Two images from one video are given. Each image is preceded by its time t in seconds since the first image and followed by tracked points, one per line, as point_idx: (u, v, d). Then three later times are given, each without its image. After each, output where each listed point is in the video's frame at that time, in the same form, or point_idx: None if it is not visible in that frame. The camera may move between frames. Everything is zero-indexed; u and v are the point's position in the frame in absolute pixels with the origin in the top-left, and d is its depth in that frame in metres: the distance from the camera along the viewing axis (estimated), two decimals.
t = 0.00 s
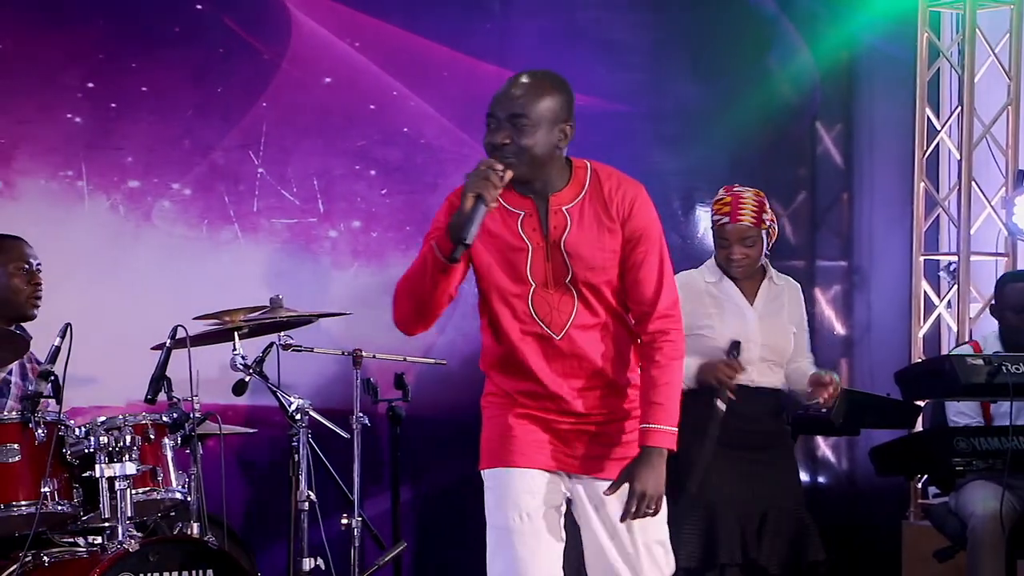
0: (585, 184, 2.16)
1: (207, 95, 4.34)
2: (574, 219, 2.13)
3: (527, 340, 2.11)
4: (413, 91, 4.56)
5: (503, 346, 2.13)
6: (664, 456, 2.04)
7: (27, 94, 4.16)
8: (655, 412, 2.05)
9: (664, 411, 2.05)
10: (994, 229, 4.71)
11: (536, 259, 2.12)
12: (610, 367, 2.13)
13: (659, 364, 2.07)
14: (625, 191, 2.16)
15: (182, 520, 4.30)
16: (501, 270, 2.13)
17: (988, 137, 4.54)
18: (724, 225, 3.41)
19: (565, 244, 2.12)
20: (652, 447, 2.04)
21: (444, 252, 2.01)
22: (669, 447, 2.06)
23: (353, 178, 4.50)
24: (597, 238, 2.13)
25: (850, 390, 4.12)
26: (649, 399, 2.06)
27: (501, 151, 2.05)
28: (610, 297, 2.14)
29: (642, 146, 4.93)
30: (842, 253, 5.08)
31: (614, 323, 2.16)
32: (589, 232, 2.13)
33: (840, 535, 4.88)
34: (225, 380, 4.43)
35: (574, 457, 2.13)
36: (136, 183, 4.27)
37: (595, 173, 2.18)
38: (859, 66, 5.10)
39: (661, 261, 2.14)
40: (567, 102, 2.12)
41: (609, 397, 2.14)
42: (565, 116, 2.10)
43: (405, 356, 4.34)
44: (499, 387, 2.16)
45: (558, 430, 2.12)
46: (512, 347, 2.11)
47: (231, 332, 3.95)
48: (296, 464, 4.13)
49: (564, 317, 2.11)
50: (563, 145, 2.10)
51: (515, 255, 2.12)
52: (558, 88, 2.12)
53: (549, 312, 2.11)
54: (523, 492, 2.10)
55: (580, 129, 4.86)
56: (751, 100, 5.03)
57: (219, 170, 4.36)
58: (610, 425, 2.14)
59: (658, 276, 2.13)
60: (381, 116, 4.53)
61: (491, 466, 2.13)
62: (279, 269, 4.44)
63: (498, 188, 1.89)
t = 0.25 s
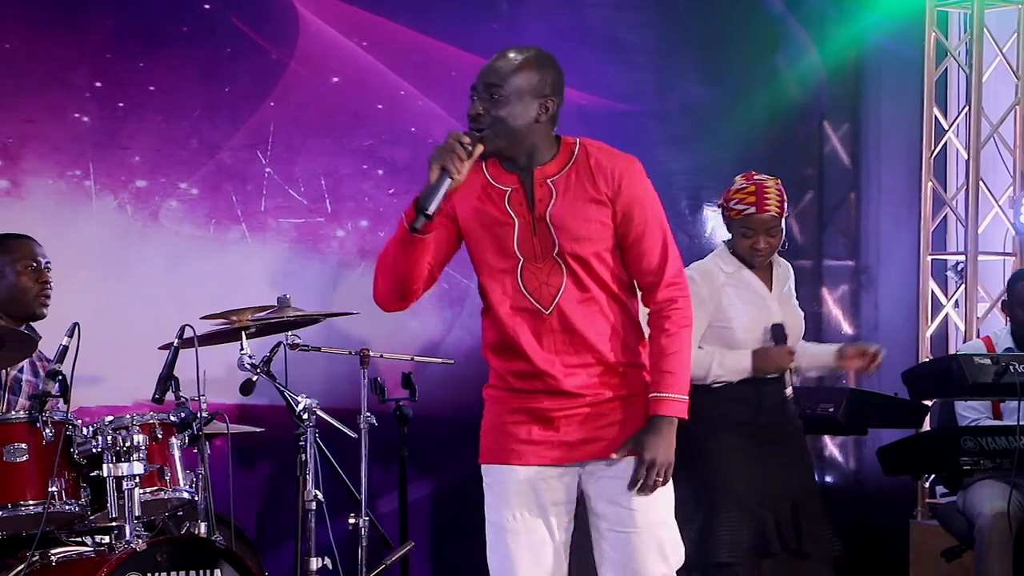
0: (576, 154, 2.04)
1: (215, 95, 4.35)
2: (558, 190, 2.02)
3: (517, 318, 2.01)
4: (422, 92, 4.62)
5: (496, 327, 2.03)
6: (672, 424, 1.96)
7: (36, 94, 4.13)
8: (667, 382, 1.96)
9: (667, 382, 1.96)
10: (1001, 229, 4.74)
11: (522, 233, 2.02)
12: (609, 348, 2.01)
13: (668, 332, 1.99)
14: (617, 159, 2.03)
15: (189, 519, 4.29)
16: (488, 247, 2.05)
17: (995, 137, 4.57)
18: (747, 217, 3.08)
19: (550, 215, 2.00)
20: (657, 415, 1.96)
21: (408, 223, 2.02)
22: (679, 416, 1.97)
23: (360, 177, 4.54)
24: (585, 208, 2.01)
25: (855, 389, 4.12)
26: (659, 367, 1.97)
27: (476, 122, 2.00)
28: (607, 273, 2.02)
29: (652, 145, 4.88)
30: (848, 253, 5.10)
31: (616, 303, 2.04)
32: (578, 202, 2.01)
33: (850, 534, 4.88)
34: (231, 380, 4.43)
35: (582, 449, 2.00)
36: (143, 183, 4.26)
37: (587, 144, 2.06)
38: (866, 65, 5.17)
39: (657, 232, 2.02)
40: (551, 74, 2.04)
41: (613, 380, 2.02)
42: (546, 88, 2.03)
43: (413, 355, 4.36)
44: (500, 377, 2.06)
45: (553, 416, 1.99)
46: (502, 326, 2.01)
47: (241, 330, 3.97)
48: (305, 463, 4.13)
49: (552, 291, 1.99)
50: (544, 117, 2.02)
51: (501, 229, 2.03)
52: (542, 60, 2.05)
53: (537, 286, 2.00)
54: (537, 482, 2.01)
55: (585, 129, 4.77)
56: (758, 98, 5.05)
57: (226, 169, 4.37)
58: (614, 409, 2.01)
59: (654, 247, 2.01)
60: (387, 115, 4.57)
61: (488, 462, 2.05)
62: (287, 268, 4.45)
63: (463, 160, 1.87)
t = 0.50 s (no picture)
0: (568, 158, 2.11)
1: (218, 94, 4.35)
2: (549, 196, 2.08)
3: (513, 323, 2.09)
4: (424, 91, 4.62)
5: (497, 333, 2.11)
6: (660, 439, 1.91)
7: (39, 94, 4.13)
8: (651, 393, 1.92)
9: (654, 394, 1.92)
10: (1005, 228, 4.75)
11: (517, 239, 2.10)
12: (605, 347, 2.06)
13: (649, 345, 1.95)
14: (604, 162, 2.08)
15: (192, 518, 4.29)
16: (486, 255, 2.14)
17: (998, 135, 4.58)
18: (762, 226, 3.39)
19: (539, 221, 2.07)
20: (646, 429, 1.91)
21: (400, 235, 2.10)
22: (665, 428, 1.93)
23: (363, 176, 4.54)
24: (572, 212, 2.06)
25: (859, 387, 4.08)
26: (643, 380, 1.93)
27: (468, 129, 2.08)
28: (599, 275, 2.06)
29: (655, 144, 4.88)
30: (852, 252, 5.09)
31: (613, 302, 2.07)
32: (565, 208, 2.07)
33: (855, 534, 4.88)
34: (235, 379, 4.43)
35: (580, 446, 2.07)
36: (146, 182, 4.26)
37: (581, 147, 2.12)
38: (870, 63, 5.18)
39: (644, 231, 2.03)
40: (541, 80, 2.12)
41: (614, 379, 2.07)
42: (536, 93, 2.09)
43: (416, 354, 4.36)
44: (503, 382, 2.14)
45: (551, 418, 2.07)
46: (501, 332, 2.10)
47: (244, 329, 3.97)
48: (308, 462, 4.13)
49: (546, 296, 2.06)
50: (535, 121, 2.08)
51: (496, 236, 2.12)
52: (533, 68, 2.12)
53: (531, 291, 2.08)
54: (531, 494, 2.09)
55: (589, 129, 4.77)
56: (761, 97, 5.05)
57: (229, 168, 4.37)
58: (612, 410, 2.06)
59: (639, 248, 2.02)
60: (390, 114, 4.58)
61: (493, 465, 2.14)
62: (290, 268, 4.45)
63: (448, 170, 1.95)
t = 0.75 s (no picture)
0: (580, 157, 2.11)
1: (216, 93, 4.35)
2: (559, 193, 2.09)
3: (519, 320, 2.08)
4: (422, 89, 4.62)
5: (502, 331, 2.10)
6: (643, 410, 1.92)
7: (38, 93, 4.14)
8: (646, 371, 1.93)
9: (647, 369, 1.93)
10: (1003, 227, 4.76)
11: (525, 236, 2.10)
12: (604, 349, 2.04)
13: (654, 326, 1.95)
14: (615, 162, 2.09)
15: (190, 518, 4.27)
16: (496, 253, 2.14)
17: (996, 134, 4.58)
18: (778, 219, 3.42)
19: (547, 217, 2.08)
20: (632, 400, 1.92)
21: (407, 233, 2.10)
22: (651, 404, 1.93)
23: (361, 175, 4.54)
24: (581, 208, 2.06)
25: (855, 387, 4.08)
26: (641, 356, 1.94)
27: (479, 126, 2.08)
28: (606, 272, 2.06)
29: (653, 143, 4.89)
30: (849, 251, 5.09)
31: (617, 303, 2.06)
32: (574, 204, 2.07)
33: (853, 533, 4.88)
34: (232, 378, 4.43)
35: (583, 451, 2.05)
36: (144, 181, 4.26)
37: (593, 148, 2.13)
38: (868, 62, 5.17)
39: (654, 228, 2.03)
40: (554, 78, 2.12)
41: (616, 383, 2.05)
42: (547, 90, 2.09)
43: (414, 353, 4.36)
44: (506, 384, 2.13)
45: (550, 419, 2.05)
46: (506, 328, 2.09)
47: (241, 328, 3.97)
48: (306, 461, 4.12)
49: (550, 292, 2.06)
50: (545, 119, 2.08)
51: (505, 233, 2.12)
52: (545, 65, 2.12)
53: (537, 288, 2.07)
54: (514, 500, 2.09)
55: (587, 127, 4.79)
56: (758, 95, 5.05)
57: (227, 167, 4.37)
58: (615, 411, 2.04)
59: (646, 243, 2.02)
60: (388, 113, 4.57)
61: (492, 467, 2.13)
62: (288, 267, 4.45)
63: (454, 170, 1.97)
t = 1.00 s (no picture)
0: (598, 157, 2.09)
1: (214, 92, 4.35)
2: (574, 194, 2.07)
3: (529, 319, 2.08)
4: (420, 89, 4.61)
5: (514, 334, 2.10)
6: (669, 423, 1.90)
7: (37, 92, 4.14)
8: (677, 382, 1.91)
9: (676, 380, 1.91)
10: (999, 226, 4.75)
11: (538, 237, 2.10)
12: (613, 356, 2.02)
13: (683, 332, 1.93)
14: (633, 163, 2.05)
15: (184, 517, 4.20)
16: (511, 253, 2.14)
17: (993, 133, 4.59)
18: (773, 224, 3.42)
19: (560, 219, 2.07)
20: (659, 413, 1.90)
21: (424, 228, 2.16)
22: (681, 415, 1.91)
23: (358, 174, 4.54)
24: (593, 210, 2.04)
25: (852, 386, 4.04)
26: (670, 364, 1.92)
27: (495, 125, 2.11)
28: (619, 278, 2.03)
29: (651, 142, 4.90)
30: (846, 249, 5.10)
31: (631, 310, 2.04)
32: (587, 206, 2.05)
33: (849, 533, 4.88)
34: (229, 377, 4.43)
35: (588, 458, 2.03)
36: (141, 180, 4.27)
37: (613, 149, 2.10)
38: (866, 61, 5.16)
39: (675, 230, 1.99)
40: (573, 78, 2.12)
41: (627, 391, 2.03)
42: (565, 90, 2.10)
43: (411, 353, 4.35)
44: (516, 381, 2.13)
45: (554, 417, 2.04)
46: (516, 329, 2.09)
47: (237, 327, 3.96)
48: (302, 460, 4.11)
49: (558, 294, 2.05)
50: (561, 119, 2.09)
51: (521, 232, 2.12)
52: (566, 64, 2.13)
53: (547, 290, 2.07)
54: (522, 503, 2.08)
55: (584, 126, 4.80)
56: (757, 94, 5.04)
57: (225, 166, 4.37)
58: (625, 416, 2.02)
59: (663, 247, 1.98)
60: (386, 112, 4.57)
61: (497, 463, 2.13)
62: (285, 266, 4.45)
63: (465, 163, 2.06)
